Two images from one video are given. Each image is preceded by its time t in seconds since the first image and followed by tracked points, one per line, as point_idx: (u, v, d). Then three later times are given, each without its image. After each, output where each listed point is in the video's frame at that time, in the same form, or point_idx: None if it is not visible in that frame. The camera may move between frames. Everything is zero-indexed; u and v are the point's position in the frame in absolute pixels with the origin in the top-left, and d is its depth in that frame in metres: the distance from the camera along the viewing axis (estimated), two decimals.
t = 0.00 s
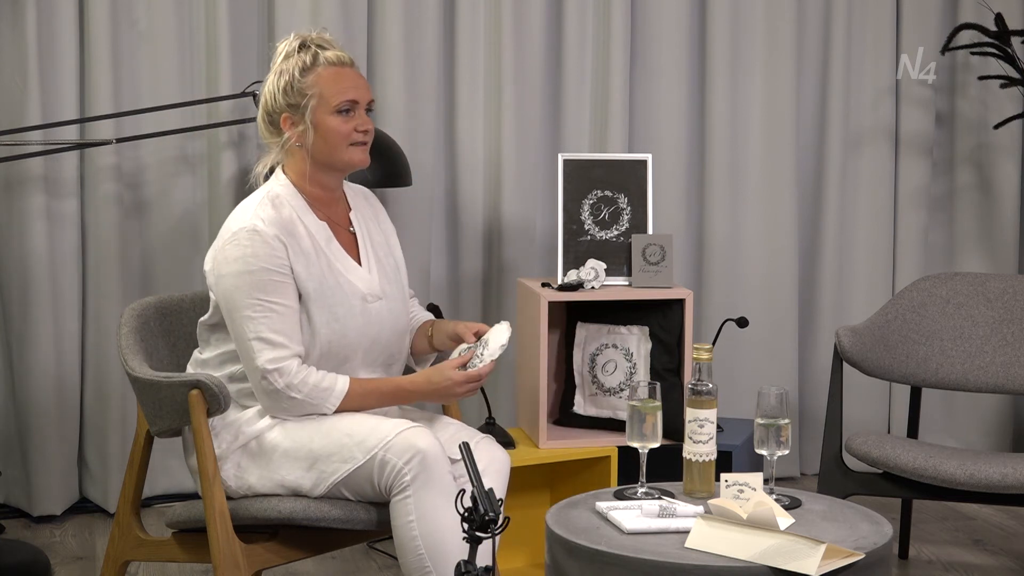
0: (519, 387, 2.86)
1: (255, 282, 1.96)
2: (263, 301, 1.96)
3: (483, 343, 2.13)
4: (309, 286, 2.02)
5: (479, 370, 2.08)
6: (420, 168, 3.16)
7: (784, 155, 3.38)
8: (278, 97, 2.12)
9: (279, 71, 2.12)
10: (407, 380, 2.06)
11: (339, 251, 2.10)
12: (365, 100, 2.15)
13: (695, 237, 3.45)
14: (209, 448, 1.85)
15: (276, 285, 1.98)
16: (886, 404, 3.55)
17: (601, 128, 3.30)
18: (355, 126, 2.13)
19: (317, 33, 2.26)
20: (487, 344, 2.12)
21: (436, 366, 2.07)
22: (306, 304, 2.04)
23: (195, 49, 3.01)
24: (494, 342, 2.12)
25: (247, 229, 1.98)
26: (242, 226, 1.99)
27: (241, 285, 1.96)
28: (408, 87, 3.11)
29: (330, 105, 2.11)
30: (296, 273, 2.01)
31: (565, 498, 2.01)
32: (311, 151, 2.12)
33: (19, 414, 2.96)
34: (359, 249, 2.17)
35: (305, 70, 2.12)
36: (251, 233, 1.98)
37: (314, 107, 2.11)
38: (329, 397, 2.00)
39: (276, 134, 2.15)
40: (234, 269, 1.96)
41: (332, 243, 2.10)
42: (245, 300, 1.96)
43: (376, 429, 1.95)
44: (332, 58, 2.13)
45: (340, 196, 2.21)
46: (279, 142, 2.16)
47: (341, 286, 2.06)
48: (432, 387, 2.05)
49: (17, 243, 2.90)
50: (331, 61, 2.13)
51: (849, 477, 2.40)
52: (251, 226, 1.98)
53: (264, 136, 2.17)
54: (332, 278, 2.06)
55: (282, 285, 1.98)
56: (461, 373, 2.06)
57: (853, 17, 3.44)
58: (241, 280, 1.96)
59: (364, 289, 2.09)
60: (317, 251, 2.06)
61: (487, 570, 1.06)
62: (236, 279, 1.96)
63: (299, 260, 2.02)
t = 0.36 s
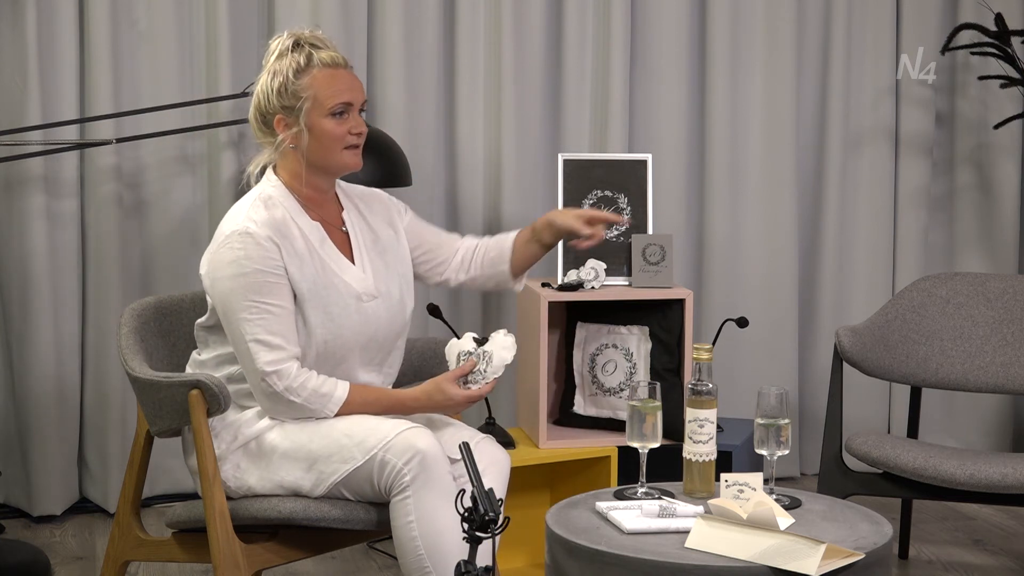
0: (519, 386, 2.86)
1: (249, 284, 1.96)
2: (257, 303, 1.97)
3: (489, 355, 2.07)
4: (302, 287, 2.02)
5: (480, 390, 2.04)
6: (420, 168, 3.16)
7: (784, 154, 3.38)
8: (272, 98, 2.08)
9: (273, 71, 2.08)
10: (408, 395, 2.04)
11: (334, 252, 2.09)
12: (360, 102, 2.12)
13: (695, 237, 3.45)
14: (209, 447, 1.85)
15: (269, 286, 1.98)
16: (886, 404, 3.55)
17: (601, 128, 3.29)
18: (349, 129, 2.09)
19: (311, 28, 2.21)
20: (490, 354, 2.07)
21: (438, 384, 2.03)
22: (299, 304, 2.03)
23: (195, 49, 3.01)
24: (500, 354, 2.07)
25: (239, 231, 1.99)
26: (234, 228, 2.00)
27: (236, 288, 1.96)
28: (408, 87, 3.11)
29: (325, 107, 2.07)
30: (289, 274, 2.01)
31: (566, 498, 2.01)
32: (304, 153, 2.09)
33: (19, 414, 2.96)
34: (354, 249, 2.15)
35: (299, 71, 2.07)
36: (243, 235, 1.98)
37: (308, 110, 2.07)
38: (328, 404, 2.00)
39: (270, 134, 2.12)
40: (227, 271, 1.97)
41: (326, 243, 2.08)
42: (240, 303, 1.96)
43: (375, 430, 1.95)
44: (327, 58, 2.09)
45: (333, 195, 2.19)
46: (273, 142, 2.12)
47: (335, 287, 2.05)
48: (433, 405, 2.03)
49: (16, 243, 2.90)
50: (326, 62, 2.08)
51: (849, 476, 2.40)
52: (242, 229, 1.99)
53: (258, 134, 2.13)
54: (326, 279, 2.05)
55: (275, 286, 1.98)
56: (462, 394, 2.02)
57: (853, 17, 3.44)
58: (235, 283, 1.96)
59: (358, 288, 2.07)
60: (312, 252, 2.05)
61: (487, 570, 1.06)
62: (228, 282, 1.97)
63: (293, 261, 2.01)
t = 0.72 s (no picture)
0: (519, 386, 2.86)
1: (243, 285, 1.97)
2: (255, 304, 1.97)
3: (501, 353, 2.01)
4: (296, 289, 2.02)
5: (484, 386, 1.99)
6: (420, 168, 3.16)
7: (784, 154, 3.38)
8: (262, 99, 2.07)
9: (266, 71, 2.07)
10: (412, 382, 2.00)
11: (328, 253, 2.08)
12: (349, 107, 2.08)
13: (695, 237, 3.45)
14: (209, 447, 1.85)
15: (264, 287, 1.98)
16: (887, 403, 3.55)
17: (601, 128, 3.29)
18: (335, 135, 2.07)
19: (315, 26, 2.19)
20: (502, 352, 2.01)
21: (441, 375, 1.99)
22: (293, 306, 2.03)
23: (195, 49, 3.01)
24: (513, 357, 2.01)
25: (230, 233, 1.99)
26: (226, 230, 2.00)
27: (231, 290, 1.97)
28: (408, 87, 3.11)
29: (312, 112, 2.05)
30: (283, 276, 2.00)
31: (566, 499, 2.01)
32: (291, 156, 2.09)
33: (19, 415, 2.96)
34: (348, 250, 2.14)
35: (289, 73, 2.06)
36: (235, 237, 1.98)
37: (295, 113, 2.06)
38: (328, 401, 1.98)
39: (262, 134, 2.12)
40: (221, 273, 1.97)
41: (320, 245, 2.08)
42: (235, 304, 1.97)
43: (372, 431, 1.95)
44: (319, 61, 2.06)
45: (328, 195, 2.19)
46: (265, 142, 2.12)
47: (330, 287, 2.04)
48: (433, 394, 1.99)
49: (16, 243, 2.90)
50: (318, 64, 2.06)
51: (849, 477, 2.40)
52: (233, 231, 1.99)
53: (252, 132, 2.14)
54: (320, 279, 2.04)
55: (270, 288, 1.98)
56: (463, 387, 1.98)
57: (853, 17, 3.44)
58: (229, 285, 1.97)
59: (353, 290, 2.07)
60: (306, 253, 2.05)
61: (487, 570, 1.06)
62: (222, 285, 1.97)
63: (287, 262, 2.01)
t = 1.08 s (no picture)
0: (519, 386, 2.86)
1: (243, 288, 1.96)
2: (256, 306, 1.97)
3: (505, 317, 2.12)
4: (295, 290, 2.02)
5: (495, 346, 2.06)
6: (421, 168, 3.16)
7: (784, 154, 3.38)
8: (260, 99, 2.07)
9: (264, 71, 2.06)
10: (417, 359, 2.02)
11: (322, 254, 2.08)
12: (347, 112, 2.09)
13: (695, 237, 3.45)
14: (209, 447, 1.85)
15: (265, 289, 1.97)
16: (886, 403, 3.55)
17: (601, 128, 3.29)
18: (332, 138, 2.07)
19: (312, 27, 2.19)
20: (505, 318, 2.12)
21: (449, 347, 2.02)
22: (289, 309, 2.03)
23: (195, 49, 3.01)
24: (515, 320, 2.14)
25: (227, 238, 1.98)
26: (221, 235, 1.99)
27: (230, 293, 1.96)
28: (408, 87, 3.11)
29: (311, 114, 2.05)
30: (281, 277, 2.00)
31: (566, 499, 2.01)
32: (286, 157, 2.08)
33: (19, 415, 2.96)
34: (343, 251, 2.15)
35: (289, 74, 2.05)
36: (232, 240, 1.98)
37: (294, 115, 2.05)
38: (334, 391, 1.98)
39: (257, 134, 2.11)
40: (219, 278, 1.97)
41: (315, 246, 2.08)
42: (236, 308, 1.97)
43: (371, 431, 1.95)
44: (319, 64, 2.07)
45: (321, 196, 2.19)
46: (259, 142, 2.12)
47: (326, 289, 2.05)
48: (445, 367, 2.02)
49: (16, 243, 2.90)
50: (318, 67, 2.06)
51: (849, 477, 2.40)
52: (229, 235, 1.98)
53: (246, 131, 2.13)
54: (317, 281, 2.04)
55: (270, 289, 1.98)
56: (474, 353, 2.03)
57: (853, 17, 3.44)
58: (228, 289, 1.96)
59: (350, 291, 2.08)
60: (302, 255, 2.04)
61: (487, 570, 1.06)
62: (221, 290, 1.97)
63: (284, 264, 2.01)
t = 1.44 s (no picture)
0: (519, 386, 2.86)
1: (240, 289, 1.96)
2: (254, 306, 1.97)
3: (499, 293, 2.10)
4: (292, 290, 2.02)
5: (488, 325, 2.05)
6: (421, 168, 3.16)
7: (784, 154, 3.38)
8: (255, 98, 2.07)
9: (259, 70, 2.06)
10: (416, 350, 2.03)
11: (318, 254, 2.08)
12: (343, 111, 2.09)
13: (695, 236, 3.45)
14: (209, 447, 1.85)
15: (263, 288, 1.98)
16: (886, 403, 3.55)
17: (601, 128, 3.29)
18: (328, 137, 2.07)
19: (307, 28, 2.20)
20: (499, 294, 2.10)
21: (442, 332, 2.02)
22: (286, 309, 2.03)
23: (195, 49, 3.01)
24: (510, 295, 2.11)
25: (222, 238, 1.98)
26: (217, 235, 1.99)
27: (227, 294, 1.96)
28: (408, 87, 3.11)
29: (305, 113, 2.05)
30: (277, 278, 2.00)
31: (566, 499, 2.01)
32: (281, 156, 2.08)
33: (19, 415, 2.96)
34: (340, 251, 2.15)
35: (284, 74, 2.06)
36: (229, 240, 1.98)
37: (289, 114, 2.05)
38: (335, 386, 1.99)
39: (252, 134, 2.11)
40: (216, 279, 1.97)
41: (311, 246, 2.08)
42: (233, 309, 1.97)
43: (371, 431, 1.95)
44: (314, 63, 2.07)
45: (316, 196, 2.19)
46: (254, 141, 2.11)
47: (323, 288, 2.05)
48: (441, 353, 2.02)
49: (16, 243, 2.90)
50: (312, 66, 2.06)
51: (849, 477, 2.40)
52: (225, 236, 1.98)
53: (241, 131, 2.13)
54: (313, 281, 2.04)
55: (267, 289, 1.98)
56: (468, 335, 2.02)
57: (853, 17, 3.44)
58: (225, 290, 1.96)
59: (346, 291, 2.08)
60: (298, 256, 2.04)
61: (487, 570, 1.06)
62: (218, 291, 1.97)
63: (281, 264, 2.01)
